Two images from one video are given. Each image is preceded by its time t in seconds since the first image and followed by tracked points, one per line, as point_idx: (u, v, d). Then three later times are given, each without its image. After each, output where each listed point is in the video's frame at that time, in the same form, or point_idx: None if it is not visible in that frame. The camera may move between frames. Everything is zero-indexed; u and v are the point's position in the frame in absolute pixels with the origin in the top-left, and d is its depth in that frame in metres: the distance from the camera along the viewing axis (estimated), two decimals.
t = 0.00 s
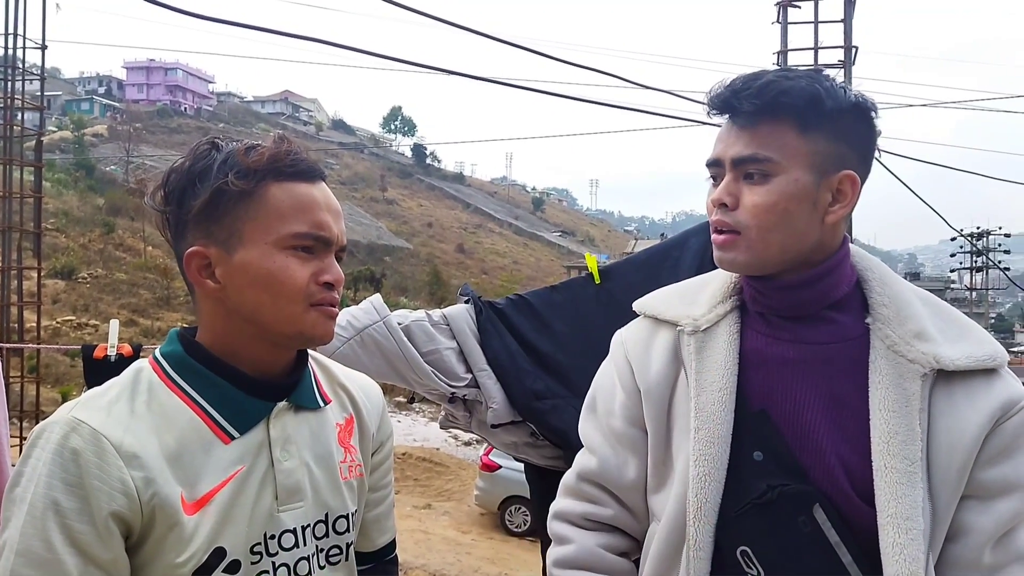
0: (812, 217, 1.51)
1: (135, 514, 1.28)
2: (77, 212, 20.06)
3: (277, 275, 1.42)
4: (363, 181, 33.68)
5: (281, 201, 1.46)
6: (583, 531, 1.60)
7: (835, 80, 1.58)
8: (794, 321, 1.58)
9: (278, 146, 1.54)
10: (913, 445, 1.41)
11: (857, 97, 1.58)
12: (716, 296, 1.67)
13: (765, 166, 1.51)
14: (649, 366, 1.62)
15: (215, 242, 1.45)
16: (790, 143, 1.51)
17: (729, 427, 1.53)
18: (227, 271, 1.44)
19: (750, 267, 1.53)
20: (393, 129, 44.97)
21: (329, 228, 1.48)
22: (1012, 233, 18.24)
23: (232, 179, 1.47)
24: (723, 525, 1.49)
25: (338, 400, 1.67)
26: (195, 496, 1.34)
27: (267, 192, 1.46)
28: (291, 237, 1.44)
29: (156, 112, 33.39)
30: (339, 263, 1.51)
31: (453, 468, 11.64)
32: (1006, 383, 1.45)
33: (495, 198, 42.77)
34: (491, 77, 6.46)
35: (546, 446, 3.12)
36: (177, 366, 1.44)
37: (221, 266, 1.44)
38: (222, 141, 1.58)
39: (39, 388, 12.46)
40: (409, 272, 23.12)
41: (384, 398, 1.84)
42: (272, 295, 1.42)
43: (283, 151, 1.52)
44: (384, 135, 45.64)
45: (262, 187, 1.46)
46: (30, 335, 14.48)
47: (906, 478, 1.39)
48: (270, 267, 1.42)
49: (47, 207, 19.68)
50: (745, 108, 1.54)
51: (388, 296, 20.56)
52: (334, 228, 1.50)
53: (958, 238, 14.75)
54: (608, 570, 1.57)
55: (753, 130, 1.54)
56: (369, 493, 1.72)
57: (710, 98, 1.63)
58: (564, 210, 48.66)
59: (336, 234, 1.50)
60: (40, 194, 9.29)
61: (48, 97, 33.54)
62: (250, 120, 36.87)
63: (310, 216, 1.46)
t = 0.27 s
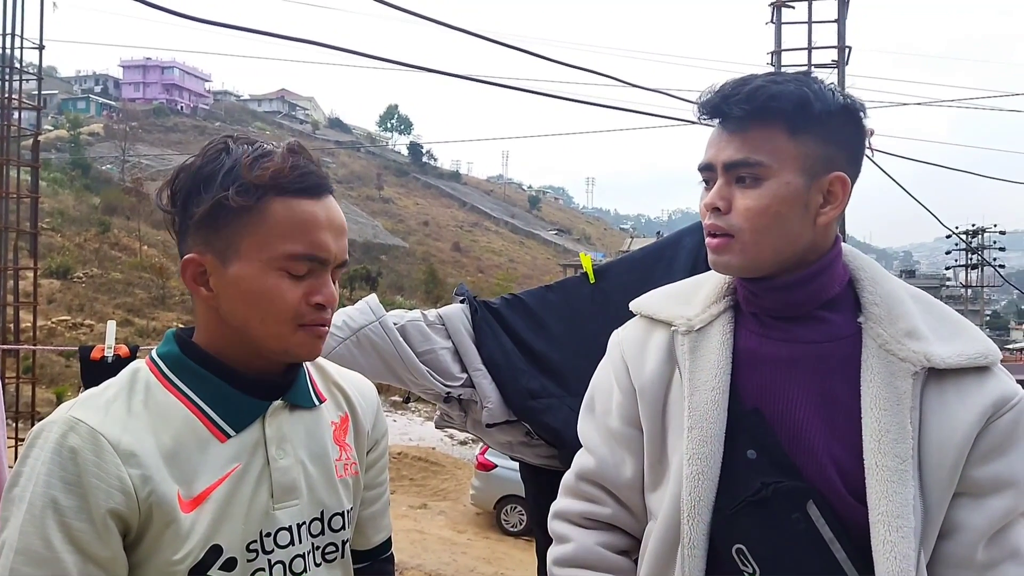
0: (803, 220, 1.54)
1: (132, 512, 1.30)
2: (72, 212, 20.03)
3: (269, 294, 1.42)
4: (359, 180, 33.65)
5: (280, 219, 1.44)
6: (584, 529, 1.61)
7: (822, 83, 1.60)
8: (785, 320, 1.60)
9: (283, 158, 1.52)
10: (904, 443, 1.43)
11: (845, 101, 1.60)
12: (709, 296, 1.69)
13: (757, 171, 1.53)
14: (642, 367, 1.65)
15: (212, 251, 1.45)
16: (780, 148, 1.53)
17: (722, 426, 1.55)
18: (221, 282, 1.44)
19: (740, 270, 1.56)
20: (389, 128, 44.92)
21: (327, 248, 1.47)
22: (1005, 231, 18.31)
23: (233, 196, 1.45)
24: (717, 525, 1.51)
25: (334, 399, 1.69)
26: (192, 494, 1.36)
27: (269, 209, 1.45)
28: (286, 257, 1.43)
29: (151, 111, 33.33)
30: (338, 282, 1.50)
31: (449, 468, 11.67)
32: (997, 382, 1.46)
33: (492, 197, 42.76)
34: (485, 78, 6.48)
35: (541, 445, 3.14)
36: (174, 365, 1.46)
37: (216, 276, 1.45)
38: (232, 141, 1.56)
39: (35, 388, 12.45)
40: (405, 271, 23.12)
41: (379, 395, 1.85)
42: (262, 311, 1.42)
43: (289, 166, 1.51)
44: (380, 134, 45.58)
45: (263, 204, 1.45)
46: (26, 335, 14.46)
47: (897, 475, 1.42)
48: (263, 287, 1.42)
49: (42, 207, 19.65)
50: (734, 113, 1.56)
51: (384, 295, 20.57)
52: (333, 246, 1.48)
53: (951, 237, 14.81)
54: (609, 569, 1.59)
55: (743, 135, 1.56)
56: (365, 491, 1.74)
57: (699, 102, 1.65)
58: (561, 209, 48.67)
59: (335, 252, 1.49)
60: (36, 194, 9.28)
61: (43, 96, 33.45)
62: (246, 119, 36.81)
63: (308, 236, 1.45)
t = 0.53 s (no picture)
0: (797, 220, 1.56)
1: (129, 509, 1.29)
2: (65, 212, 19.97)
3: (252, 329, 1.38)
4: (353, 180, 33.61)
5: (273, 262, 1.35)
6: (578, 526, 1.63)
7: (811, 85, 1.62)
8: (778, 318, 1.62)
9: (291, 188, 1.40)
10: (896, 439, 1.46)
11: (834, 101, 1.63)
12: (704, 294, 1.71)
13: (750, 173, 1.55)
14: (638, 364, 1.66)
15: (205, 270, 1.41)
16: (772, 149, 1.55)
17: (716, 422, 1.57)
18: (210, 304, 1.41)
19: (735, 270, 1.58)
20: (384, 128, 44.88)
21: (319, 294, 1.38)
22: (998, 230, 18.43)
23: (227, 232, 1.37)
24: (711, 519, 1.53)
25: (329, 398, 1.70)
26: (188, 492, 1.36)
27: (260, 249, 1.35)
28: (273, 298, 1.36)
29: (145, 111, 33.23)
30: (329, 323, 1.42)
31: (445, 468, 11.67)
32: (989, 379, 1.49)
33: (487, 197, 42.78)
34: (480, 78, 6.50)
35: (537, 444, 3.16)
36: (170, 363, 1.45)
37: (206, 296, 1.41)
38: (251, 149, 1.46)
39: (28, 389, 12.41)
40: (400, 271, 23.11)
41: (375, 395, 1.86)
42: (244, 340, 1.39)
43: (297, 199, 1.39)
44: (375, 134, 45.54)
45: (257, 244, 1.35)
46: (19, 336, 14.41)
47: (888, 470, 1.44)
48: (248, 322, 1.38)
49: (35, 207, 19.58)
50: (725, 116, 1.58)
51: (379, 295, 20.55)
52: (325, 292, 1.38)
53: (944, 236, 14.91)
54: (602, 565, 1.61)
55: (735, 139, 1.57)
56: (360, 490, 1.75)
57: (688, 107, 1.67)
58: (556, 210, 48.72)
59: (328, 298, 1.39)
60: (29, 194, 9.25)
61: (36, 96, 33.31)
62: (240, 119, 36.73)
63: (300, 283, 1.36)
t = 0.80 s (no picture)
0: (792, 216, 1.60)
1: (132, 506, 1.32)
2: (58, 212, 19.93)
3: (247, 337, 1.38)
4: (347, 179, 33.59)
5: (260, 276, 1.33)
6: (570, 520, 1.67)
7: (806, 81, 1.66)
8: (769, 314, 1.66)
9: (278, 204, 1.37)
10: (888, 433, 1.49)
11: (828, 96, 1.67)
12: (697, 291, 1.75)
13: (745, 170, 1.59)
14: (631, 361, 1.70)
15: (198, 277, 1.40)
16: (767, 145, 1.59)
17: (710, 419, 1.61)
18: (207, 310, 1.41)
19: (730, 266, 1.62)
20: (378, 127, 44.86)
21: (307, 307, 1.36)
22: (990, 229, 18.54)
23: (213, 248, 1.35)
24: (706, 515, 1.56)
25: (330, 398, 1.73)
26: (189, 491, 1.39)
27: (249, 265, 1.33)
28: (262, 312, 1.35)
29: (137, 110, 33.16)
30: (323, 333, 1.40)
31: (439, 467, 11.71)
32: (981, 374, 1.52)
33: (481, 196, 42.80)
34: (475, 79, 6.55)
35: (531, 441, 3.19)
36: (174, 361, 1.48)
37: (203, 303, 1.42)
38: (242, 156, 1.45)
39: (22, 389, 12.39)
40: (394, 270, 23.12)
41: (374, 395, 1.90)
42: (242, 346, 1.40)
43: (282, 215, 1.36)
44: (369, 133, 45.53)
45: (244, 260, 1.33)
46: (12, 336, 14.38)
47: (880, 464, 1.47)
48: (242, 331, 1.38)
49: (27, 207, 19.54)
50: (721, 113, 1.62)
51: (373, 295, 20.56)
52: (315, 306, 1.36)
53: (935, 233, 15.01)
54: (595, 558, 1.64)
55: (731, 136, 1.61)
56: (360, 488, 1.78)
57: (685, 103, 1.71)
58: (550, 209, 48.79)
59: (318, 311, 1.37)
60: (23, 194, 9.24)
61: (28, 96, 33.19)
62: (233, 118, 36.68)
63: (288, 298, 1.34)
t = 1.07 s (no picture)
0: (786, 212, 1.61)
1: (134, 505, 1.33)
2: (50, 213, 19.85)
3: (244, 337, 1.38)
4: (340, 179, 33.53)
5: (255, 277, 1.33)
6: (569, 516, 1.68)
7: (801, 77, 1.67)
8: (766, 310, 1.68)
9: (267, 206, 1.36)
10: (881, 428, 1.51)
11: (823, 93, 1.68)
12: (692, 286, 1.77)
13: (740, 166, 1.60)
14: (629, 357, 1.71)
15: (194, 280, 1.40)
16: (761, 141, 1.60)
17: (706, 415, 1.62)
18: (204, 312, 1.41)
19: (724, 263, 1.63)
20: (370, 126, 44.79)
21: (302, 309, 1.35)
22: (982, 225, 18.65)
23: (205, 253, 1.35)
24: (701, 511, 1.57)
25: (333, 397, 1.73)
26: (192, 490, 1.40)
27: (239, 267, 1.33)
28: (257, 315, 1.35)
29: (129, 111, 33.03)
30: (319, 334, 1.40)
31: (435, 466, 11.72)
32: (973, 368, 1.54)
33: (474, 195, 42.80)
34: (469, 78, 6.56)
35: (527, 438, 3.21)
36: (176, 360, 1.48)
37: (199, 305, 1.41)
38: (232, 157, 1.44)
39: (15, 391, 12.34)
40: (388, 270, 23.11)
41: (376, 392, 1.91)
42: (240, 347, 1.40)
43: (270, 218, 1.35)
44: (362, 133, 45.47)
45: (237, 263, 1.33)
46: (4, 338, 14.31)
47: (873, 459, 1.49)
48: (239, 333, 1.38)
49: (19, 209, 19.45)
50: (716, 109, 1.63)
51: (367, 294, 20.54)
52: (309, 307, 1.36)
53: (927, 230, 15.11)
54: (594, 554, 1.65)
55: (725, 132, 1.62)
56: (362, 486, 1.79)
57: (682, 99, 1.72)
58: (544, 207, 48.81)
59: (313, 312, 1.37)
60: (15, 195, 9.19)
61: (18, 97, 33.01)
62: (225, 118, 36.58)
63: (282, 300, 1.34)
